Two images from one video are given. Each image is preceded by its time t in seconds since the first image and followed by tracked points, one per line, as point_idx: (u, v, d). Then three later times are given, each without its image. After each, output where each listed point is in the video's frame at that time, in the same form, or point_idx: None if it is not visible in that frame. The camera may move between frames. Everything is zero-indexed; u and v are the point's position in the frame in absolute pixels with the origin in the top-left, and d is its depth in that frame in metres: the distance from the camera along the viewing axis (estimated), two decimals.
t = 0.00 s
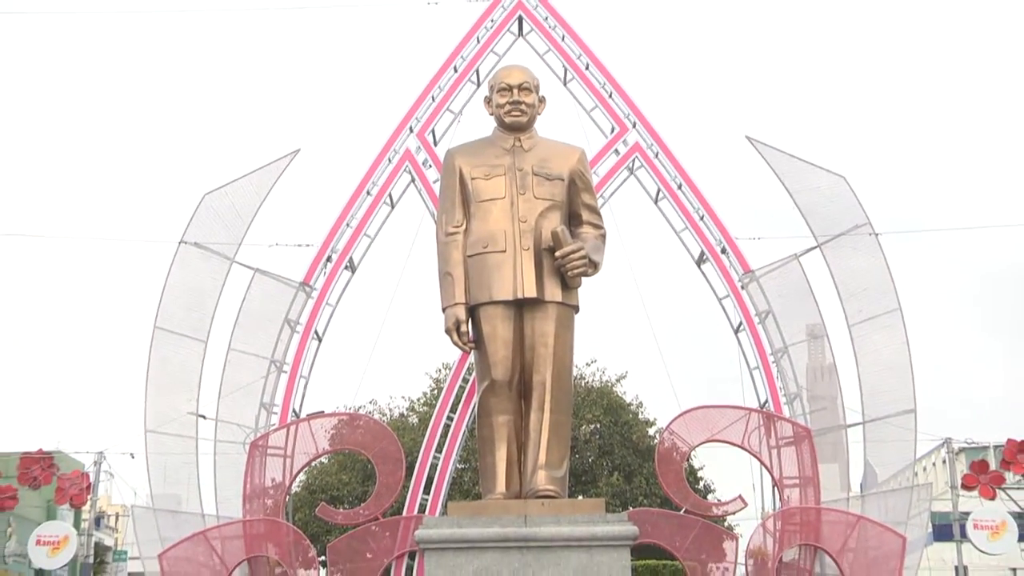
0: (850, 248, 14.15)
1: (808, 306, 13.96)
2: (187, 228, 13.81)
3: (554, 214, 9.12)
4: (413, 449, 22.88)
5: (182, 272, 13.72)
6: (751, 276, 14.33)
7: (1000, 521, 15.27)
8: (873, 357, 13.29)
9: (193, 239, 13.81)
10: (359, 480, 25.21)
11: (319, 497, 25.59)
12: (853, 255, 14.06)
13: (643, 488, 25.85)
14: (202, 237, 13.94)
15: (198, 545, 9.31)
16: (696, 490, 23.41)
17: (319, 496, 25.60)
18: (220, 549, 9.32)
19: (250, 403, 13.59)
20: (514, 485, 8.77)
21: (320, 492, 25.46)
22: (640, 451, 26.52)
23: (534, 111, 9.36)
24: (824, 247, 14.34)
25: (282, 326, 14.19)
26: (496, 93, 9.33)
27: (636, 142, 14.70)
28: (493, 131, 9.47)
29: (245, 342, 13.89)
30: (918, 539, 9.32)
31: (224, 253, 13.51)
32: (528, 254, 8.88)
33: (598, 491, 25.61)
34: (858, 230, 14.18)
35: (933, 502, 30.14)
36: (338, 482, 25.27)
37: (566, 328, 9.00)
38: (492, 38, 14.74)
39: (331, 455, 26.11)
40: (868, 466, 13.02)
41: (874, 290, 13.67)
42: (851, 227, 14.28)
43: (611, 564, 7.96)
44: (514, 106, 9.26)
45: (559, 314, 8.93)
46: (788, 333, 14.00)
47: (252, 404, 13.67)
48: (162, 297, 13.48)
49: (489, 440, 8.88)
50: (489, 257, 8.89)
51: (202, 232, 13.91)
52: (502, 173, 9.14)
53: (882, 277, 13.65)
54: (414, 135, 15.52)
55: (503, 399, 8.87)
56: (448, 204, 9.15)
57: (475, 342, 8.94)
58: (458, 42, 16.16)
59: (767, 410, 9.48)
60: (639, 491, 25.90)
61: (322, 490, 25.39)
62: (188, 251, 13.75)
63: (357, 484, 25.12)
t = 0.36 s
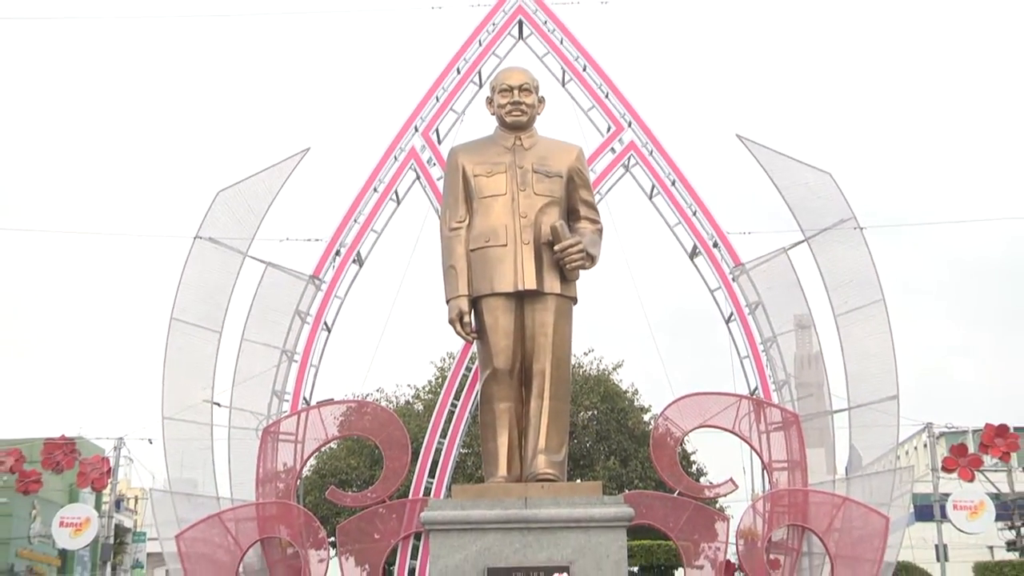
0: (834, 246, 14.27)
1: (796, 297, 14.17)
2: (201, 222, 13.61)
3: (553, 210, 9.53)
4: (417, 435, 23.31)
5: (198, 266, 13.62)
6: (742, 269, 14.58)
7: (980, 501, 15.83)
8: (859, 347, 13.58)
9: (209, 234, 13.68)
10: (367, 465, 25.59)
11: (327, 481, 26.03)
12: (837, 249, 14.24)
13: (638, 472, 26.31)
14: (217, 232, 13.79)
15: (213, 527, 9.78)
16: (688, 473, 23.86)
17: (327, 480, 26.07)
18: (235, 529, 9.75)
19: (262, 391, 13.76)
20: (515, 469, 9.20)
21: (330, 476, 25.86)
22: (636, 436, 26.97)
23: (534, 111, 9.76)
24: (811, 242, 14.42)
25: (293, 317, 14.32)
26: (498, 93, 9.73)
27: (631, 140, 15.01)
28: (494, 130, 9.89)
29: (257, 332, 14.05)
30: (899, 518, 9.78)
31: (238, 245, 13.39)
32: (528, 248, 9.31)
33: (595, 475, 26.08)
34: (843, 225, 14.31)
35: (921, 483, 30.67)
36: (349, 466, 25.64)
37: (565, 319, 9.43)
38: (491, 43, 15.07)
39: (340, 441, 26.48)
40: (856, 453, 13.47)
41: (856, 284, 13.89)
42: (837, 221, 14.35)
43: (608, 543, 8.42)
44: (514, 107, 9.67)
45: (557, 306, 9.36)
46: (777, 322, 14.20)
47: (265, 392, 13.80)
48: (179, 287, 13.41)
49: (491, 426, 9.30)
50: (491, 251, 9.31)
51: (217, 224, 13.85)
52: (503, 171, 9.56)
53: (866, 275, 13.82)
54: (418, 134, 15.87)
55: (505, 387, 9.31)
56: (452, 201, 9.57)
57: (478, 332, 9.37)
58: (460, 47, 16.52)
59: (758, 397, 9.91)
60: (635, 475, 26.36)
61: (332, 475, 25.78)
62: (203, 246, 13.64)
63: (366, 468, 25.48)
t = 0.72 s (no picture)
0: (818, 247, 14.46)
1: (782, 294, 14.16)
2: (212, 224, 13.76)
3: (550, 210, 9.95)
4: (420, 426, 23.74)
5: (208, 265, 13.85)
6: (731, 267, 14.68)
7: (958, 489, 16.29)
8: (844, 343, 13.79)
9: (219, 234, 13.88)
10: (372, 455, 26.05)
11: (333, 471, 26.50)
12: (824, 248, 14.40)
13: (632, 461, 26.66)
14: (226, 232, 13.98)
15: (225, 515, 10.24)
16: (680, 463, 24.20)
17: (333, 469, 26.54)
18: (245, 517, 10.20)
19: (270, 386, 14.04)
20: (514, 459, 9.63)
21: (336, 466, 26.31)
22: (629, 427, 27.34)
23: (531, 115, 10.17)
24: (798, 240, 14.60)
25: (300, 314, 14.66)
26: (496, 98, 10.14)
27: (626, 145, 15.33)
28: (493, 134, 10.30)
29: (268, 327, 14.34)
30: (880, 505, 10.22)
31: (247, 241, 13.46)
32: (526, 247, 9.72)
33: (590, 465, 26.46)
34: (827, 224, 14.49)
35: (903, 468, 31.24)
36: (353, 456, 26.07)
37: (561, 315, 9.85)
38: (486, 50, 15.34)
39: (346, 432, 26.93)
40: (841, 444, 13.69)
41: (839, 280, 14.09)
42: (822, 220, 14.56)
43: (601, 530, 8.86)
44: (512, 111, 10.09)
45: (554, 302, 9.78)
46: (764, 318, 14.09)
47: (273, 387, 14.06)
48: (190, 286, 13.63)
49: (491, 417, 9.72)
50: (490, 250, 9.73)
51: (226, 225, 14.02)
52: (502, 173, 9.98)
53: (852, 273, 13.95)
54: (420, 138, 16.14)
55: (504, 380, 9.73)
56: (453, 201, 10.00)
57: (477, 327, 9.80)
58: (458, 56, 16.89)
59: (746, 390, 10.32)
60: (629, 465, 26.72)
61: (337, 465, 26.23)
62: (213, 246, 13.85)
63: (370, 458, 25.86)
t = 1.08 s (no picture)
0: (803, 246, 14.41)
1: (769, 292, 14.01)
2: (225, 228, 13.75)
3: (547, 212, 10.41)
4: (423, 419, 24.20)
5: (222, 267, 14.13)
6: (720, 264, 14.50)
7: (936, 479, 16.73)
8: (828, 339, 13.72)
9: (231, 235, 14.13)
10: (377, 446, 26.35)
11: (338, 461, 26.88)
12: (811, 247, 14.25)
13: (626, 452, 27.09)
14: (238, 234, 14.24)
15: (237, 503, 10.70)
16: (672, 454, 24.67)
17: (338, 460, 26.89)
18: (256, 505, 10.69)
19: (280, 381, 14.36)
20: (513, 449, 10.11)
21: (342, 456, 26.65)
22: (624, 420, 27.78)
23: (529, 121, 10.64)
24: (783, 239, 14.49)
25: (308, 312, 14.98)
26: (496, 105, 10.61)
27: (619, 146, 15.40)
28: (493, 139, 10.78)
29: (277, 324, 14.62)
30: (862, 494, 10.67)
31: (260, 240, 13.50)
32: (524, 248, 10.20)
33: (586, 457, 26.94)
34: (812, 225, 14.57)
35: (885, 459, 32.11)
36: (358, 447, 26.39)
37: (558, 312, 10.33)
38: (486, 57, 15.47)
39: (353, 425, 27.31)
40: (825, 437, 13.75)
41: (824, 278, 14.07)
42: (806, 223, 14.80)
43: (596, 518, 9.33)
44: (512, 118, 10.55)
45: (551, 299, 10.25)
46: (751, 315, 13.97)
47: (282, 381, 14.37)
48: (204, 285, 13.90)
49: (491, 410, 10.20)
50: (490, 250, 10.20)
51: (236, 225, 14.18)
52: (501, 177, 10.45)
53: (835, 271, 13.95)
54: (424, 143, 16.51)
55: (503, 374, 10.21)
56: (455, 204, 10.47)
57: (478, 324, 10.27)
58: (457, 66, 17.33)
59: (735, 384, 10.78)
60: (623, 456, 27.15)
61: (342, 455, 26.61)
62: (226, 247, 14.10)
63: (376, 449, 26.23)
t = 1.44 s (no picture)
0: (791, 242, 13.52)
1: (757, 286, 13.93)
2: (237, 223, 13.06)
3: (546, 209, 10.90)
4: (428, 408, 24.69)
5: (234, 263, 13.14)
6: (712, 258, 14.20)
7: (917, 464, 17.22)
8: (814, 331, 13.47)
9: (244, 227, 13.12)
10: (384, 432, 26.78)
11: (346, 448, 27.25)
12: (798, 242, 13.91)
13: (623, 438, 27.62)
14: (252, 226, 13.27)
15: (250, 487, 11.21)
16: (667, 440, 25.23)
17: (345, 446, 27.24)
18: (268, 488, 11.19)
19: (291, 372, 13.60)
20: (513, 436, 10.61)
21: (350, 443, 27.01)
22: (619, 408, 28.31)
23: (529, 122, 11.12)
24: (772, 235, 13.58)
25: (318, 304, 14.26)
26: (498, 107, 11.09)
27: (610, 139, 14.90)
28: (495, 139, 11.25)
29: (288, 315, 13.81)
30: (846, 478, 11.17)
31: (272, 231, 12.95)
32: (524, 243, 10.68)
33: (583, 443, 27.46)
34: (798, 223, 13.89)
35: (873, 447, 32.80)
36: (365, 434, 26.75)
37: (557, 305, 10.82)
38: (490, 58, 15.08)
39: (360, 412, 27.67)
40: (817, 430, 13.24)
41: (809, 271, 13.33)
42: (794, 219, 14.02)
43: (593, 501, 9.84)
44: (512, 118, 11.03)
45: (550, 293, 10.74)
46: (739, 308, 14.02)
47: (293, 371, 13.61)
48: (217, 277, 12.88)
49: (492, 399, 10.70)
50: (491, 246, 10.68)
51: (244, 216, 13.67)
52: (502, 175, 10.94)
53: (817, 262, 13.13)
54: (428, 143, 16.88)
55: (503, 364, 10.69)
56: (458, 201, 10.95)
57: (480, 316, 10.76)
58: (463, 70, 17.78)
59: (726, 374, 11.26)
60: (619, 442, 27.68)
61: (350, 442, 27.00)
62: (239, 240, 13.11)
63: (382, 436, 26.66)
